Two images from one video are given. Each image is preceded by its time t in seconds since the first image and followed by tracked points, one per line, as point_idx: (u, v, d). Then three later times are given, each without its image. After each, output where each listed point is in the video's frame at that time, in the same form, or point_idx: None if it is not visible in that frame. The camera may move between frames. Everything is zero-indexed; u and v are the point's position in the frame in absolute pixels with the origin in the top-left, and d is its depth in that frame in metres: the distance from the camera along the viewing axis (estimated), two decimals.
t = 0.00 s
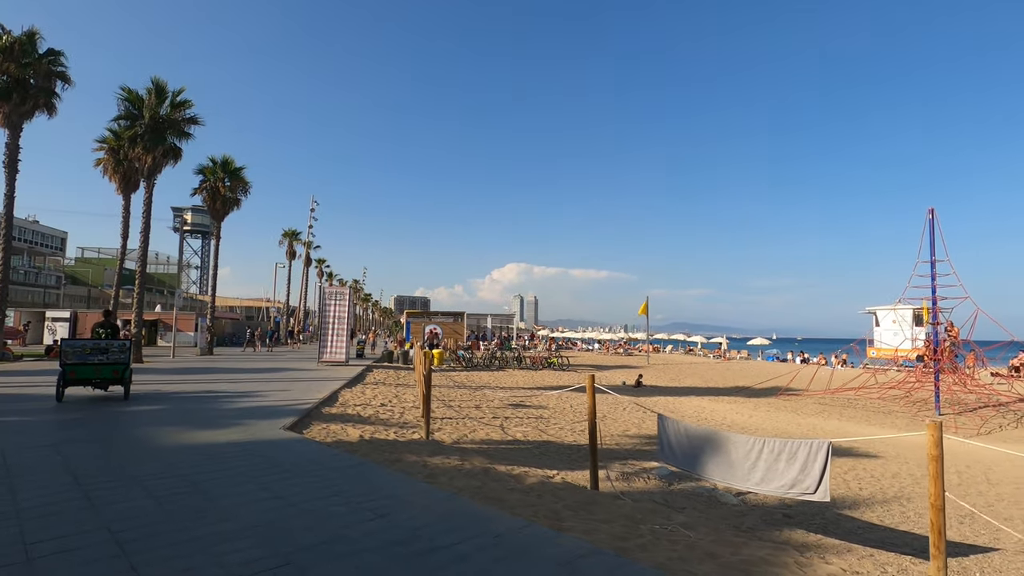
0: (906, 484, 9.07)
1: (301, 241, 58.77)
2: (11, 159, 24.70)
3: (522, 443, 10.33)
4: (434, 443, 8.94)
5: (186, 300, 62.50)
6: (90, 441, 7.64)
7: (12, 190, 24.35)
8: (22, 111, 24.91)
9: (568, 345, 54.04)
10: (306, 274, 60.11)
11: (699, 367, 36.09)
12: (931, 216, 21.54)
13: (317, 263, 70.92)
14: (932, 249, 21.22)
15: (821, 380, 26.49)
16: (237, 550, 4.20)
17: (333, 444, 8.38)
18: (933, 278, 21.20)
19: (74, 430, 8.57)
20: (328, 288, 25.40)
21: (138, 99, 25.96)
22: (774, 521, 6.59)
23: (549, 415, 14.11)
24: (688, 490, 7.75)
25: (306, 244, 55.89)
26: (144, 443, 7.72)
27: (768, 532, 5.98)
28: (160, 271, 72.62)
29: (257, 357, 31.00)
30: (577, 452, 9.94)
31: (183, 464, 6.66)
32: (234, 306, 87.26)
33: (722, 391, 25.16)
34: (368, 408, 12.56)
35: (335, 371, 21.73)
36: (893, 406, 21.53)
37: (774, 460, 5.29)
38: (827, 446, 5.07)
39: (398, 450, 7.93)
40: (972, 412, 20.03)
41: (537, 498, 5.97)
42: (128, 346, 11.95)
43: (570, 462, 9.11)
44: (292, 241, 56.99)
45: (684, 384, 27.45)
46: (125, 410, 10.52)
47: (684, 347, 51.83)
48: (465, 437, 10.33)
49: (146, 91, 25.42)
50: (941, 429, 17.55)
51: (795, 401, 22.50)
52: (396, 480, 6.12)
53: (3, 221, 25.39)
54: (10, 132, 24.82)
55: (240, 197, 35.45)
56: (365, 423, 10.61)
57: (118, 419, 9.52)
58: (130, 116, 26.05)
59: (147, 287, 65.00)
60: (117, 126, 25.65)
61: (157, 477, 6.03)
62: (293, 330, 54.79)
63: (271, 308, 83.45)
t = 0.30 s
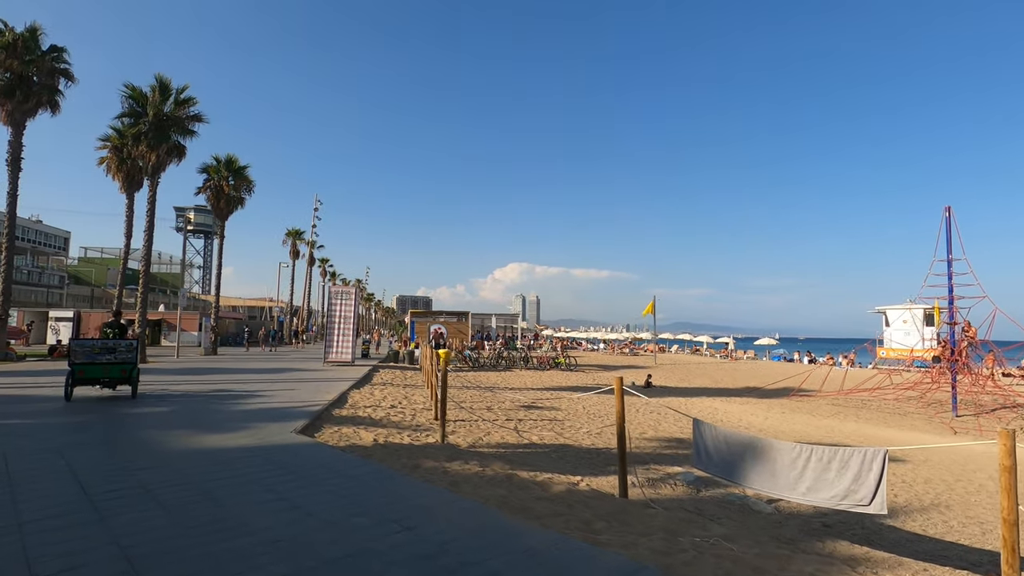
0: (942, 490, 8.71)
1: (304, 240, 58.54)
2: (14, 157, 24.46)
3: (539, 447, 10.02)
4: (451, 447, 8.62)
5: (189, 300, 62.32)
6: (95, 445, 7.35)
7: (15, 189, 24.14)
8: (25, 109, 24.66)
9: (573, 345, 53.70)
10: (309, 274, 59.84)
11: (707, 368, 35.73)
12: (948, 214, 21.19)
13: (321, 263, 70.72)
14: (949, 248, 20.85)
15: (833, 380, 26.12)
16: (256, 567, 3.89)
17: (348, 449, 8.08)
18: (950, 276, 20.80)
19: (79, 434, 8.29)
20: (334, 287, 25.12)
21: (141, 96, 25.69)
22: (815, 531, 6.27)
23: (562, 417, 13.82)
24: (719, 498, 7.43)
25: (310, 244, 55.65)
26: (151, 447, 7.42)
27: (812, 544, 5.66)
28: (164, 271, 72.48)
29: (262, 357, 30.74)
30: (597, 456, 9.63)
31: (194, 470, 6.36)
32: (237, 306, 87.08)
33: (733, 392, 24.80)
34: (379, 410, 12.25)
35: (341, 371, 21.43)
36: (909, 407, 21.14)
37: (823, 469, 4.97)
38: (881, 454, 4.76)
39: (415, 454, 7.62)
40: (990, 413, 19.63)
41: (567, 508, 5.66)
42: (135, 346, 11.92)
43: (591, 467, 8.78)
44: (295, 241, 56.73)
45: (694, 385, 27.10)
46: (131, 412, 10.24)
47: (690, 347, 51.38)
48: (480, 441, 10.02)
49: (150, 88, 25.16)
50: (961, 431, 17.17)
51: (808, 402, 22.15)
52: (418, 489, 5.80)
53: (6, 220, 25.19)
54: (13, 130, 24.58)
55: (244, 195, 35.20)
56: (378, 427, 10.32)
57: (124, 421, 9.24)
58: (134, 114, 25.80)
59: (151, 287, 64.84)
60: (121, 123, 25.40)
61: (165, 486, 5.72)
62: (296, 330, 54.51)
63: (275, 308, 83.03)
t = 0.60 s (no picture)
0: (979, 497, 8.35)
1: (309, 241, 58.37)
2: (17, 156, 24.25)
3: (556, 451, 9.70)
4: (467, 452, 8.31)
5: (193, 301, 62.20)
6: (98, 450, 7.06)
7: (19, 188, 23.94)
8: (29, 107, 24.45)
9: (579, 345, 53.34)
10: (314, 274, 59.68)
11: (715, 368, 35.35)
12: (965, 212, 20.81)
13: (325, 263, 70.59)
14: (967, 246, 20.42)
15: (847, 382, 25.71)
16: None
17: (361, 452, 7.79)
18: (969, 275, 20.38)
19: (82, 437, 7.99)
20: (340, 287, 24.86)
21: (146, 94, 25.48)
22: (857, 542, 5.93)
23: (576, 419, 13.50)
24: (751, 506, 7.09)
25: (314, 244, 55.49)
26: (156, 451, 7.11)
27: (857, 557, 5.33)
28: (168, 272, 72.47)
29: (268, 358, 30.54)
30: (617, 461, 9.30)
31: (202, 477, 6.04)
32: (241, 307, 87.03)
33: (745, 393, 24.43)
34: (390, 412, 11.95)
35: (348, 372, 21.17)
36: (925, 409, 20.72)
37: (878, 478, 4.65)
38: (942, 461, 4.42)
39: (432, 459, 7.30)
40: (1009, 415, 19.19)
41: (598, 519, 5.36)
42: (143, 345, 11.90)
43: (613, 472, 8.45)
44: (300, 241, 56.54)
45: (704, 386, 26.72)
46: (136, 414, 9.96)
47: (696, 348, 51.05)
48: (496, 445, 9.70)
49: (155, 86, 24.94)
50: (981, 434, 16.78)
51: (822, 404, 21.76)
52: (439, 497, 5.47)
53: (10, 219, 25.01)
54: (17, 129, 24.37)
55: (249, 195, 35.00)
56: (389, 430, 10.03)
57: (128, 424, 8.95)
58: (138, 112, 25.60)
59: (155, 288, 64.79)
60: (125, 122, 25.20)
61: (173, 494, 5.40)
62: (301, 330, 54.30)
63: (279, 309, 82.92)
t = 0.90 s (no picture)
0: None
1: (314, 240, 58.08)
2: (22, 155, 24.03)
3: (577, 457, 9.30)
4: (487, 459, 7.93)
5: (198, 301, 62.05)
6: (102, 457, 6.71)
7: (24, 187, 23.71)
8: (34, 105, 24.22)
9: (586, 345, 52.88)
10: (319, 274, 59.38)
11: (726, 369, 34.86)
12: (988, 209, 20.28)
13: (330, 263, 70.38)
14: (990, 244, 19.86)
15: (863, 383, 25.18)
16: None
17: (377, 459, 7.44)
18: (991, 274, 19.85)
19: (86, 441, 7.67)
20: (347, 287, 24.53)
21: (151, 91, 25.20)
22: (913, 559, 5.53)
23: (593, 423, 13.11)
24: (791, 519, 6.70)
25: (320, 243, 55.24)
26: (163, 459, 6.76)
27: None
28: (174, 271, 72.39)
29: (274, 358, 30.26)
30: (642, 468, 8.89)
31: (212, 488, 5.69)
32: (246, 307, 86.89)
33: (759, 395, 23.98)
34: (402, 416, 11.58)
35: (356, 373, 20.84)
36: (946, 412, 20.22)
37: (951, 495, 4.31)
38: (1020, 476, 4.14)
39: (453, 467, 6.95)
40: None
41: (638, 535, 4.97)
42: (151, 346, 11.80)
43: (640, 480, 8.05)
44: (305, 241, 56.26)
45: (717, 387, 26.25)
46: (142, 418, 9.64)
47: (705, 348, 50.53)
48: (514, 450, 9.33)
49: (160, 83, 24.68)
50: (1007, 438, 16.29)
51: (840, 406, 21.26)
52: (466, 511, 5.11)
53: (15, 218, 24.79)
54: (22, 127, 24.15)
55: (255, 194, 34.73)
56: (403, 435, 9.65)
57: (134, 428, 8.63)
58: (144, 110, 25.34)
59: (161, 287, 64.70)
60: (131, 119, 24.94)
61: (181, 508, 5.05)
62: (306, 330, 54.04)
63: (284, 309, 82.75)
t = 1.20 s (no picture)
0: None
1: (321, 240, 57.95)
2: (30, 154, 23.91)
3: (600, 462, 8.98)
4: (509, 465, 7.61)
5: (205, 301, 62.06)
6: (110, 464, 6.43)
7: (32, 187, 23.59)
8: (42, 104, 24.10)
9: (594, 345, 52.49)
10: (326, 274, 59.25)
11: (739, 370, 34.39)
12: (1009, 206, 19.89)
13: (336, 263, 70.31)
14: (1012, 241, 19.38)
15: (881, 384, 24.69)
16: None
17: (395, 465, 7.14)
18: (1014, 272, 19.37)
19: (94, 446, 7.41)
20: (355, 287, 24.29)
21: (159, 90, 25.02)
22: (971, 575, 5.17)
23: (612, 425, 12.76)
24: (833, 530, 6.35)
25: (327, 243, 55.11)
26: (174, 465, 6.48)
27: None
28: (181, 272, 72.49)
29: (283, 359, 30.09)
30: (668, 474, 8.56)
31: (225, 498, 5.39)
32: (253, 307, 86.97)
33: (774, 395, 23.56)
34: (416, 419, 11.28)
35: (365, 374, 20.59)
36: (968, 413, 19.74)
37: None
38: None
39: (475, 475, 6.64)
40: None
41: (681, 550, 4.65)
42: (162, 346, 11.89)
43: (669, 487, 7.71)
44: (312, 241, 56.14)
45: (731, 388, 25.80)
46: (152, 421, 9.37)
47: (714, 348, 50.04)
48: (534, 455, 9.01)
49: (168, 82, 24.51)
50: None
51: (859, 407, 20.82)
52: (495, 525, 4.80)
53: (23, 219, 24.69)
54: (30, 127, 24.04)
55: (262, 193, 34.58)
56: (419, 439, 9.36)
57: (144, 432, 8.37)
58: (151, 109, 25.17)
59: (168, 288, 64.79)
60: (139, 118, 24.81)
61: (192, 521, 4.75)
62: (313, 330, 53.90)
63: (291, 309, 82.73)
